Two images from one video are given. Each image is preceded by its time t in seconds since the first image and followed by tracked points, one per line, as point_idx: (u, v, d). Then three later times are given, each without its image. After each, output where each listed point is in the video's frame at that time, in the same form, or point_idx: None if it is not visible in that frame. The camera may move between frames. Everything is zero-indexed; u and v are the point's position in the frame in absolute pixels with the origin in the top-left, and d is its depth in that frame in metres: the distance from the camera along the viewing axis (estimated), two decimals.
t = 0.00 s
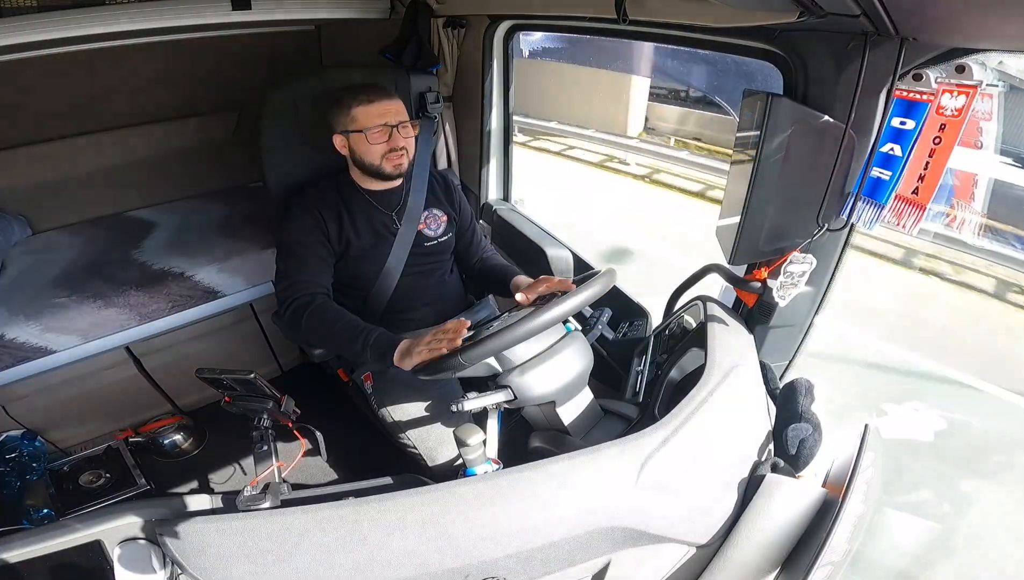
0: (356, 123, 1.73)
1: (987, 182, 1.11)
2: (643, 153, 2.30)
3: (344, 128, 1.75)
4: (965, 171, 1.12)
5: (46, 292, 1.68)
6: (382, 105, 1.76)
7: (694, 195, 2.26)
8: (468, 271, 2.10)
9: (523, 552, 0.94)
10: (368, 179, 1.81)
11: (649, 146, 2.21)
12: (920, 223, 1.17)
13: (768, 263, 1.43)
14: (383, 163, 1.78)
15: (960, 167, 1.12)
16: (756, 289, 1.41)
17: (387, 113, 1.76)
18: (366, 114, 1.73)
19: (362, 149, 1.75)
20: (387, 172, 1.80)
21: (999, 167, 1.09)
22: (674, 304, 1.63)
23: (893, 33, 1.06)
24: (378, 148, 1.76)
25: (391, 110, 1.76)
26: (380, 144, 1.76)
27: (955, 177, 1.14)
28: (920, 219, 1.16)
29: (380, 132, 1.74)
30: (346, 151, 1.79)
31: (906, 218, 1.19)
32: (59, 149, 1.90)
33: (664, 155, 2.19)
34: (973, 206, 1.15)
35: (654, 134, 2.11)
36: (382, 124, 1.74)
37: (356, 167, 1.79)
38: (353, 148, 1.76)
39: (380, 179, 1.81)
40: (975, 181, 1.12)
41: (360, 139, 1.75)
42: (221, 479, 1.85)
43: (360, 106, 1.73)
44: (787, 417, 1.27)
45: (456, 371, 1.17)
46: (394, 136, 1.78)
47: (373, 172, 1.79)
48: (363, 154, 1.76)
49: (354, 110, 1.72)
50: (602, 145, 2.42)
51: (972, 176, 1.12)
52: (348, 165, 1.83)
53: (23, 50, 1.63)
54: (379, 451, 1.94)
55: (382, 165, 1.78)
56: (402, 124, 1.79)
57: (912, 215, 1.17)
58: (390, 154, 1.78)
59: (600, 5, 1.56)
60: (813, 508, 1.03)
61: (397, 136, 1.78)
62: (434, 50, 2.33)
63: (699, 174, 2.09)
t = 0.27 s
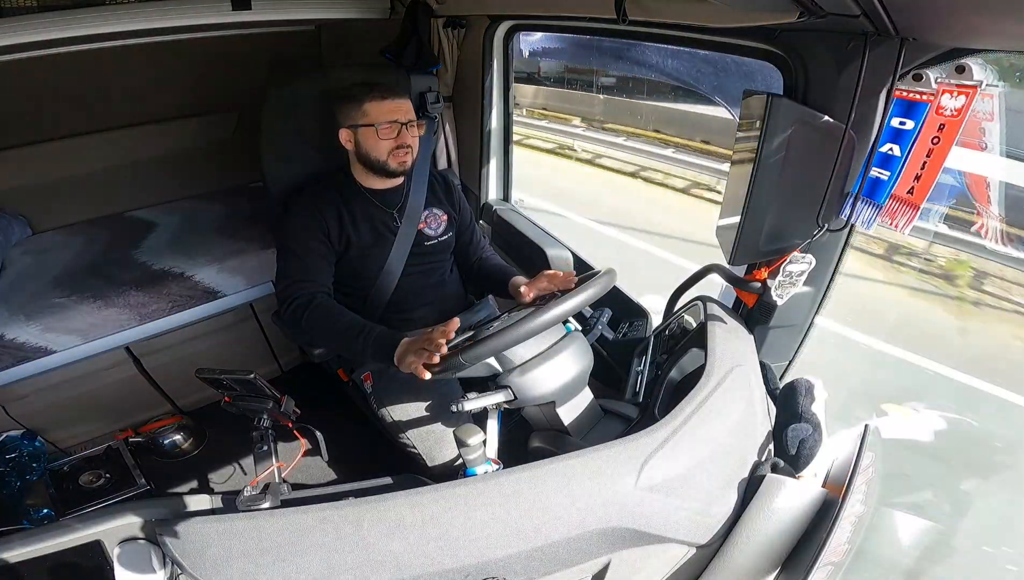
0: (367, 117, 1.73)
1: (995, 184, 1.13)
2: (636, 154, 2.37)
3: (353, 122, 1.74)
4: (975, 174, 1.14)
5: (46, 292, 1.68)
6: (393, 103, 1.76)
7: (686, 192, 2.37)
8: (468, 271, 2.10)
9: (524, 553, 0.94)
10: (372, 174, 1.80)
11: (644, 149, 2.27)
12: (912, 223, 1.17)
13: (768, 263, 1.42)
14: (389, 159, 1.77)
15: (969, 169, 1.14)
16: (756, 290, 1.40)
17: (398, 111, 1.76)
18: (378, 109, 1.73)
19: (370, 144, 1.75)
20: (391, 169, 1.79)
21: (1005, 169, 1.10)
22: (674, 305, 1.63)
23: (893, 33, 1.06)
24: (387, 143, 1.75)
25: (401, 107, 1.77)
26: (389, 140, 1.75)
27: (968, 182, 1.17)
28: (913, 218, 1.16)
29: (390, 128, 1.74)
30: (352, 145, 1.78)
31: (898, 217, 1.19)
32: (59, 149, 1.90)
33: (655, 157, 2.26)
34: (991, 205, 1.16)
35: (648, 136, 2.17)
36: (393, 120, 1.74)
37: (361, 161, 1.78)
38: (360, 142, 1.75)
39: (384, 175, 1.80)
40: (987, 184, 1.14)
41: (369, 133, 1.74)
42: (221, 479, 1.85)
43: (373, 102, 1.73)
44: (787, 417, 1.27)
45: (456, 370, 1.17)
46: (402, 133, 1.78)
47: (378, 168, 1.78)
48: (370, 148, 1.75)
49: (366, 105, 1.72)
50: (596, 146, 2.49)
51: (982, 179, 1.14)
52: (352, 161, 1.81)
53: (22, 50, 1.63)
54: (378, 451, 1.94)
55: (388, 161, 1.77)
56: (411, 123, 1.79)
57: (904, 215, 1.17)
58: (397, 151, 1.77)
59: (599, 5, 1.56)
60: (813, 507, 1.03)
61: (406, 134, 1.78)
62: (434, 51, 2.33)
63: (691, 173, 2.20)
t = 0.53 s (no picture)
0: (367, 117, 1.73)
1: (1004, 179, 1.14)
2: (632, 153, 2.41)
3: (353, 122, 1.74)
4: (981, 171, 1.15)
5: (46, 292, 1.68)
6: (393, 102, 1.76)
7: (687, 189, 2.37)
8: (468, 270, 2.10)
9: (524, 555, 0.94)
10: (371, 173, 1.80)
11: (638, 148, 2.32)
12: (910, 223, 1.17)
13: (769, 263, 1.43)
14: (390, 158, 1.77)
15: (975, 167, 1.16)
16: (756, 289, 1.42)
17: (398, 110, 1.76)
18: (378, 109, 1.73)
19: (370, 144, 1.75)
20: (392, 168, 1.80)
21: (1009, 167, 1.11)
22: (675, 304, 1.63)
23: (893, 33, 1.06)
24: (387, 143, 1.75)
25: (401, 106, 1.76)
26: (389, 139, 1.75)
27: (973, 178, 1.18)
28: (910, 218, 1.16)
29: (390, 128, 1.74)
30: (352, 145, 1.78)
31: (896, 217, 1.19)
32: (59, 149, 1.90)
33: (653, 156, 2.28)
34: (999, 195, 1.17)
35: (645, 134, 2.20)
36: (393, 120, 1.74)
37: (362, 161, 1.78)
38: (360, 142, 1.75)
39: (385, 174, 1.80)
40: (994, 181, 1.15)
41: (369, 133, 1.74)
42: (221, 479, 1.85)
43: (373, 101, 1.73)
44: (788, 416, 1.27)
45: (457, 371, 1.17)
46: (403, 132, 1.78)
47: (379, 168, 1.78)
48: (370, 148, 1.75)
49: (366, 104, 1.72)
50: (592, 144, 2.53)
51: (989, 176, 1.15)
52: (352, 160, 1.81)
53: (22, 50, 1.64)
54: (378, 451, 1.94)
55: (389, 160, 1.78)
56: (411, 122, 1.79)
57: (902, 214, 1.17)
58: (398, 150, 1.77)
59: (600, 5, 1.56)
60: (812, 506, 1.04)
61: (407, 133, 1.78)
62: (434, 50, 2.33)
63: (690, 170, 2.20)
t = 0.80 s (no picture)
0: (352, 125, 1.73)
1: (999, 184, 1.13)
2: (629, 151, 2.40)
3: (340, 131, 1.75)
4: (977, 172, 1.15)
5: (45, 292, 1.68)
6: (376, 106, 1.75)
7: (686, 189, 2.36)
8: (468, 270, 2.10)
9: (524, 555, 0.94)
10: (369, 179, 1.82)
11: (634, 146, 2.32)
12: (913, 224, 1.17)
13: (768, 263, 1.43)
14: (381, 163, 1.78)
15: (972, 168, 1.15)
16: (756, 289, 1.39)
17: (382, 113, 1.75)
18: (361, 116, 1.72)
19: (360, 151, 1.75)
20: (386, 172, 1.80)
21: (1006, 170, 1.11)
22: (675, 304, 1.62)
23: (893, 34, 1.06)
24: (376, 148, 1.76)
25: (385, 109, 1.76)
26: (378, 144, 1.76)
27: (970, 179, 1.17)
28: (912, 219, 1.16)
29: (376, 133, 1.74)
30: (343, 153, 1.79)
31: (898, 217, 1.19)
32: (59, 149, 1.90)
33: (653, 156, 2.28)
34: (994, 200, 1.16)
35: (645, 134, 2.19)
36: (377, 125, 1.74)
37: (356, 168, 1.80)
38: (350, 151, 1.77)
39: (381, 178, 1.82)
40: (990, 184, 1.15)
41: (356, 141, 1.75)
42: (220, 478, 1.87)
43: (355, 109, 1.72)
44: (788, 416, 1.27)
45: (456, 371, 1.17)
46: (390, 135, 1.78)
47: (373, 173, 1.79)
48: (359, 156, 1.75)
49: (349, 112, 1.72)
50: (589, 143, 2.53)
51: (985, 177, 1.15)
52: (347, 167, 1.83)
53: (22, 50, 1.64)
54: (378, 451, 1.94)
55: (381, 165, 1.78)
56: (397, 123, 1.78)
57: (905, 215, 1.17)
58: (389, 154, 1.78)
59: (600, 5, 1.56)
60: (812, 506, 1.03)
61: (394, 135, 1.78)
62: (434, 50, 2.33)
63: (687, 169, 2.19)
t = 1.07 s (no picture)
0: (330, 136, 1.71)
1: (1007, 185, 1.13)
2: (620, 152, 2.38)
3: (322, 141, 1.74)
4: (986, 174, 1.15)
5: (45, 292, 1.68)
6: (350, 112, 1.71)
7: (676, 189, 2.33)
8: (468, 270, 2.10)
9: (525, 556, 0.94)
10: (362, 184, 1.83)
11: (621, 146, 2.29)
12: (907, 223, 1.17)
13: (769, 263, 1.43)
14: (369, 168, 1.77)
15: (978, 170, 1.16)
16: (756, 289, 1.43)
17: (358, 119, 1.72)
18: (336, 126, 1.70)
19: (345, 160, 1.75)
20: (376, 175, 1.80)
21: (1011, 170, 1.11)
22: (675, 304, 1.63)
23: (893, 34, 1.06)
24: (359, 156, 1.74)
25: (360, 115, 1.72)
26: (360, 151, 1.74)
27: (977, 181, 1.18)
28: (907, 218, 1.16)
29: (356, 141, 1.72)
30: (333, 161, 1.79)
31: (893, 216, 1.19)
32: (59, 149, 1.90)
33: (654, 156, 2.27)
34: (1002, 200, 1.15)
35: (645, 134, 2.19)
36: (354, 133, 1.70)
37: (347, 175, 1.81)
38: (337, 160, 1.76)
39: (374, 181, 1.82)
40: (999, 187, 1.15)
41: (339, 151, 1.73)
42: (221, 477, 1.87)
43: (330, 119, 1.70)
44: (788, 416, 1.27)
45: (456, 370, 1.17)
46: (371, 140, 1.75)
47: (363, 178, 1.79)
48: (345, 164, 1.75)
49: (326, 123, 1.70)
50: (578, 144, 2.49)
51: (992, 177, 1.15)
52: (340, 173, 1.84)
53: (22, 50, 1.64)
54: (378, 451, 1.94)
55: (369, 170, 1.78)
56: (375, 127, 1.74)
57: (899, 214, 1.18)
58: (373, 159, 1.76)
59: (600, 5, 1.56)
60: (812, 506, 1.04)
61: (374, 140, 1.75)
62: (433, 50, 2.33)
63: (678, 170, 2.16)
